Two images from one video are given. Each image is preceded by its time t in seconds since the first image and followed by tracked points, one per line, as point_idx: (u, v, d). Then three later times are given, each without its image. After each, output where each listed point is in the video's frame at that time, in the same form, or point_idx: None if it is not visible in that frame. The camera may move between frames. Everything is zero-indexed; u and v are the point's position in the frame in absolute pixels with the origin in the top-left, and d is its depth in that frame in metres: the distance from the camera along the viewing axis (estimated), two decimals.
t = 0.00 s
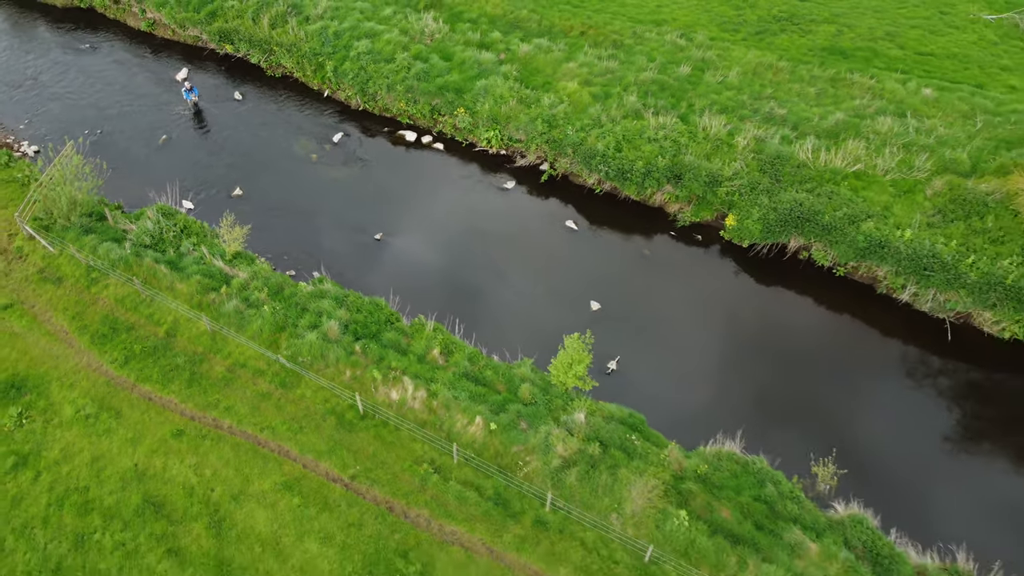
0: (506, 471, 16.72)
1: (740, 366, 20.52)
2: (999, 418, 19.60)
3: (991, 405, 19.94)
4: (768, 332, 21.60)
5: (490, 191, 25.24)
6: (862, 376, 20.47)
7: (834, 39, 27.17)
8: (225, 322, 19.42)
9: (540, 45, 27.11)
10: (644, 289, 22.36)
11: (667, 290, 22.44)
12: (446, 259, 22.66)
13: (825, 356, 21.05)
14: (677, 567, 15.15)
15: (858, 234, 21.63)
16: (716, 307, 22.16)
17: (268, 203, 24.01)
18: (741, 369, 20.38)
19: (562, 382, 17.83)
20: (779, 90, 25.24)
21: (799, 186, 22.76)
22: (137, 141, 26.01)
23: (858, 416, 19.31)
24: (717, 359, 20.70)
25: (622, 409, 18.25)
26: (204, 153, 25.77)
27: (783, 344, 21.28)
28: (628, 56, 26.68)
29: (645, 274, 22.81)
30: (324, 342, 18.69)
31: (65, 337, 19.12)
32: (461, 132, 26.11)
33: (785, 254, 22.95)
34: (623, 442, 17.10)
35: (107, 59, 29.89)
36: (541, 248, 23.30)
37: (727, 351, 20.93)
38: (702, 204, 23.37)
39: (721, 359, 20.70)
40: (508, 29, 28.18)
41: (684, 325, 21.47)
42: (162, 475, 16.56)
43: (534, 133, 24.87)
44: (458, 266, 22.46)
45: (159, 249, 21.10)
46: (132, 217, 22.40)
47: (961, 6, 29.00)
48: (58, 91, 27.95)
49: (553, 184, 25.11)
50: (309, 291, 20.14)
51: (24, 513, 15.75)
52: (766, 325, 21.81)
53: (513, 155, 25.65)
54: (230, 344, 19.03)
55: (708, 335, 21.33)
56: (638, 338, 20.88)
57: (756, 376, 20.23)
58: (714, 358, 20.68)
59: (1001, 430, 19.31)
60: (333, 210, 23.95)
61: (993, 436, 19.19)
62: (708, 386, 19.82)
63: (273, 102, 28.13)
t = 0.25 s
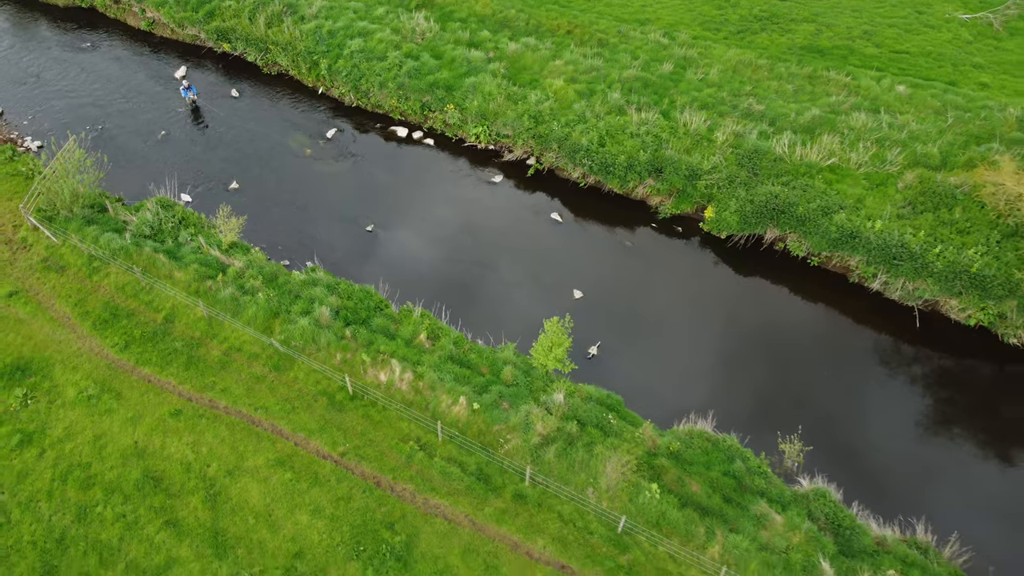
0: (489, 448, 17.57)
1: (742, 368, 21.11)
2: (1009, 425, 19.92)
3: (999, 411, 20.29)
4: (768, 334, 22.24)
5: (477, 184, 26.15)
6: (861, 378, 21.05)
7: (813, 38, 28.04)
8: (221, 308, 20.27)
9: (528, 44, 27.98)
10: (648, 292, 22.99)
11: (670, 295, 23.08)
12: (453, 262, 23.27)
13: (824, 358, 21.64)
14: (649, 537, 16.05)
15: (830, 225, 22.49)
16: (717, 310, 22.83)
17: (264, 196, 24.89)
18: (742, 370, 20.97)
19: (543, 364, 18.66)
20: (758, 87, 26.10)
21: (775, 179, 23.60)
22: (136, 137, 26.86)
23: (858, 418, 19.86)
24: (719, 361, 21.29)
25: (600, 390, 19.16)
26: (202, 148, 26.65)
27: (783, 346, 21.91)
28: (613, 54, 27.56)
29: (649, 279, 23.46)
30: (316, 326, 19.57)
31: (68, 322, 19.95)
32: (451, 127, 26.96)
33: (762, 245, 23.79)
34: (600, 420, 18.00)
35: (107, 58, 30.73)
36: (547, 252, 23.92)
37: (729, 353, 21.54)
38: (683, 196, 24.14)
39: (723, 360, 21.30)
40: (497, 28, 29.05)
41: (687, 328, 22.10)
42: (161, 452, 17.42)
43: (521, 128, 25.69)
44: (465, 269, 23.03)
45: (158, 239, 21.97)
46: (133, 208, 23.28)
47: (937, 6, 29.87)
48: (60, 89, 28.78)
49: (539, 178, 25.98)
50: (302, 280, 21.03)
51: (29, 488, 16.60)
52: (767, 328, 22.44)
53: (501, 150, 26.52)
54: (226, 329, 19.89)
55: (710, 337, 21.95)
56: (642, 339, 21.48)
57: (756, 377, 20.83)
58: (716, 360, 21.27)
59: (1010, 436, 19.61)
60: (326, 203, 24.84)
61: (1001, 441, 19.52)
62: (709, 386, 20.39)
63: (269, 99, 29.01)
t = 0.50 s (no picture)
0: (472, 426, 18.44)
1: (743, 368, 21.66)
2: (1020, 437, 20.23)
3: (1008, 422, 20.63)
4: (768, 334, 22.83)
5: (466, 178, 27.03)
6: (861, 378, 21.57)
7: (792, 36, 28.92)
8: (217, 295, 21.12)
9: (516, 42, 28.85)
10: (652, 294, 23.57)
11: (674, 297, 23.67)
12: (458, 262, 23.88)
13: (824, 358, 22.19)
14: (622, 509, 16.97)
15: (804, 217, 23.37)
16: (719, 311, 23.42)
17: (260, 189, 25.78)
18: (743, 369, 21.53)
19: (524, 348, 19.49)
20: (738, 83, 26.97)
21: (753, 172, 24.46)
22: (136, 132, 27.72)
23: (859, 417, 20.44)
24: (721, 360, 21.84)
25: (579, 373, 20.07)
26: (199, 142, 27.52)
27: (783, 346, 22.47)
28: (598, 52, 28.43)
29: (654, 281, 24.06)
30: (308, 312, 20.45)
31: (70, 308, 20.81)
32: (441, 123, 27.82)
33: (740, 236, 24.64)
34: (578, 400, 18.91)
35: (108, 56, 31.58)
36: (554, 254, 24.46)
37: (730, 352, 22.08)
38: (664, 189, 25.00)
39: (724, 360, 21.83)
40: (487, 27, 29.91)
41: (689, 328, 22.67)
42: (160, 430, 18.29)
43: (508, 124, 26.55)
44: (472, 271, 23.59)
45: (157, 230, 22.85)
46: (132, 200, 24.17)
47: (914, 5, 30.74)
48: (61, 86, 29.63)
49: (526, 172, 26.84)
50: (295, 268, 21.94)
51: (34, 463, 17.47)
52: (768, 329, 23.02)
53: (489, 145, 27.37)
54: (222, 315, 20.75)
55: (711, 337, 22.51)
56: (645, 340, 22.04)
57: (757, 376, 21.39)
58: (718, 360, 21.82)
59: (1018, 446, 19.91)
60: (320, 196, 25.72)
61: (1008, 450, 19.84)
62: (710, 384, 20.92)
63: (265, 95, 29.88)
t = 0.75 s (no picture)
0: (456, 405, 19.31)
1: (744, 367, 22.21)
2: None
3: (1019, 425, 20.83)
4: (768, 333, 23.39)
5: (455, 172, 27.93)
6: (851, 371, 22.21)
7: (772, 34, 29.85)
8: (213, 282, 21.99)
9: (504, 40, 29.74)
10: (655, 296, 24.17)
11: (678, 300, 24.24)
12: (463, 261, 24.53)
13: (824, 356, 22.74)
14: (598, 483, 17.85)
15: (780, 208, 24.23)
16: (719, 310, 24.01)
17: (255, 182, 26.70)
18: (743, 367, 22.12)
19: (507, 332, 20.33)
20: (719, 80, 27.88)
21: (731, 165, 25.33)
22: (135, 127, 28.58)
23: (859, 414, 20.97)
24: (721, 358, 22.45)
25: (559, 356, 21.03)
26: (196, 137, 28.42)
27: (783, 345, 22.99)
28: (583, 50, 29.34)
29: (659, 284, 24.64)
30: (300, 298, 21.35)
31: (72, 295, 21.67)
32: (431, 118, 28.66)
33: (719, 227, 25.48)
34: (558, 381, 19.81)
35: (108, 54, 32.43)
36: (559, 256, 25.06)
37: (731, 352, 22.62)
38: (645, 182, 25.87)
39: (725, 359, 22.38)
40: (476, 25, 30.80)
41: (690, 329, 23.25)
42: (158, 409, 19.16)
43: (496, 119, 27.40)
44: (476, 271, 24.20)
45: (155, 220, 23.73)
46: (131, 192, 25.05)
47: (892, 5, 31.66)
48: (62, 83, 30.48)
49: (513, 166, 27.73)
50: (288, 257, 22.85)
51: (38, 441, 18.33)
52: (770, 330, 23.50)
53: (478, 140, 28.23)
54: (218, 301, 21.61)
55: (712, 337, 23.09)
56: (646, 339, 22.68)
57: (757, 373, 21.97)
58: (719, 359, 22.36)
59: None
60: (314, 189, 26.64)
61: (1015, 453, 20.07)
62: (710, 381, 21.55)
63: (261, 92, 30.75)
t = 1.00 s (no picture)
0: (441, 386, 20.18)
1: (743, 365, 22.73)
2: (1018, 442, 20.64)
3: (1005, 422, 21.26)
4: (770, 331, 23.89)
5: (445, 166, 28.78)
6: (829, 360, 23.06)
7: (753, 33, 30.79)
8: (209, 270, 22.87)
9: (493, 38, 30.64)
10: (657, 295, 24.77)
11: (680, 299, 24.80)
12: (469, 257, 25.18)
13: (826, 354, 23.26)
14: (576, 459, 18.73)
15: (756, 199, 25.12)
16: (722, 309, 24.55)
17: (250, 175, 27.62)
18: (744, 364, 22.70)
19: (492, 317, 21.16)
20: (700, 76, 28.79)
21: (709, 158, 26.21)
22: (134, 122, 29.46)
23: (857, 411, 21.56)
24: (722, 354, 23.03)
25: (541, 340, 21.97)
26: (193, 131, 29.33)
27: (784, 344, 23.51)
28: (569, 47, 30.25)
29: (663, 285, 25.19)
30: (293, 285, 22.24)
31: (73, 282, 22.54)
32: (422, 114, 29.53)
33: (699, 218, 26.33)
34: (538, 364, 20.71)
35: (108, 51, 33.31)
36: (565, 257, 25.62)
37: (731, 351, 23.10)
38: (628, 175, 26.75)
39: (725, 358, 22.87)
40: (466, 23, 31.69)
41: (692, 329, 23.72)
42: (155, 389, 20.02)
43: (484, 114, 28.27)
44: (471, 265, 24.94)
45: (153, 211, 24.62)
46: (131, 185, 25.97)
47: (870, 4, 32.60)
48: (64, 80, 31.36)
49: (500, 160, 28.58)
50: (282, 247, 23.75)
51: (41, 419, 19.20)
52: (773, 330, 23.91)
53: (467, 135, 29.10)
54: (213, 288, 22.49)
55: (713, 334, 23.65)
56: (648, 335, 23.29)
57: (758, 371, 22.53)
58: (719, 357, 22.84)
59: (1017, 452, 20.39)
60: (308, 182, 27.54)
61: (998, 449, 20.45)
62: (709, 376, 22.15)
63: (256, 88, 31.63)
